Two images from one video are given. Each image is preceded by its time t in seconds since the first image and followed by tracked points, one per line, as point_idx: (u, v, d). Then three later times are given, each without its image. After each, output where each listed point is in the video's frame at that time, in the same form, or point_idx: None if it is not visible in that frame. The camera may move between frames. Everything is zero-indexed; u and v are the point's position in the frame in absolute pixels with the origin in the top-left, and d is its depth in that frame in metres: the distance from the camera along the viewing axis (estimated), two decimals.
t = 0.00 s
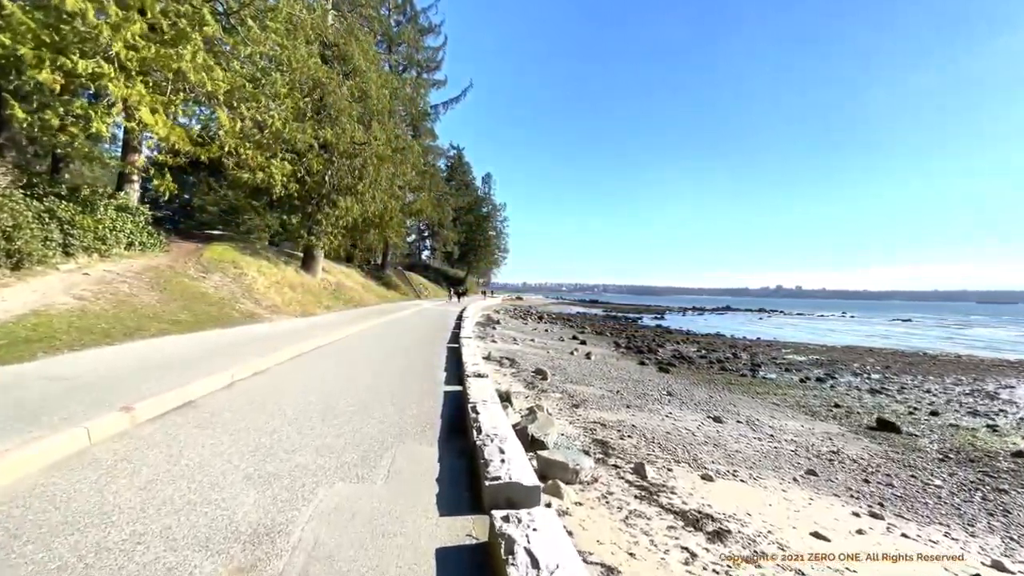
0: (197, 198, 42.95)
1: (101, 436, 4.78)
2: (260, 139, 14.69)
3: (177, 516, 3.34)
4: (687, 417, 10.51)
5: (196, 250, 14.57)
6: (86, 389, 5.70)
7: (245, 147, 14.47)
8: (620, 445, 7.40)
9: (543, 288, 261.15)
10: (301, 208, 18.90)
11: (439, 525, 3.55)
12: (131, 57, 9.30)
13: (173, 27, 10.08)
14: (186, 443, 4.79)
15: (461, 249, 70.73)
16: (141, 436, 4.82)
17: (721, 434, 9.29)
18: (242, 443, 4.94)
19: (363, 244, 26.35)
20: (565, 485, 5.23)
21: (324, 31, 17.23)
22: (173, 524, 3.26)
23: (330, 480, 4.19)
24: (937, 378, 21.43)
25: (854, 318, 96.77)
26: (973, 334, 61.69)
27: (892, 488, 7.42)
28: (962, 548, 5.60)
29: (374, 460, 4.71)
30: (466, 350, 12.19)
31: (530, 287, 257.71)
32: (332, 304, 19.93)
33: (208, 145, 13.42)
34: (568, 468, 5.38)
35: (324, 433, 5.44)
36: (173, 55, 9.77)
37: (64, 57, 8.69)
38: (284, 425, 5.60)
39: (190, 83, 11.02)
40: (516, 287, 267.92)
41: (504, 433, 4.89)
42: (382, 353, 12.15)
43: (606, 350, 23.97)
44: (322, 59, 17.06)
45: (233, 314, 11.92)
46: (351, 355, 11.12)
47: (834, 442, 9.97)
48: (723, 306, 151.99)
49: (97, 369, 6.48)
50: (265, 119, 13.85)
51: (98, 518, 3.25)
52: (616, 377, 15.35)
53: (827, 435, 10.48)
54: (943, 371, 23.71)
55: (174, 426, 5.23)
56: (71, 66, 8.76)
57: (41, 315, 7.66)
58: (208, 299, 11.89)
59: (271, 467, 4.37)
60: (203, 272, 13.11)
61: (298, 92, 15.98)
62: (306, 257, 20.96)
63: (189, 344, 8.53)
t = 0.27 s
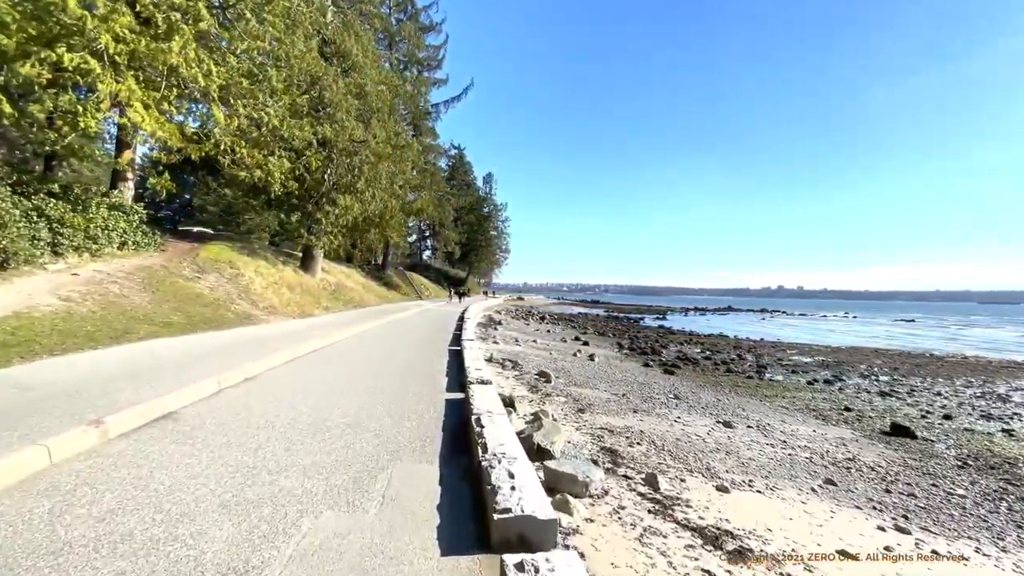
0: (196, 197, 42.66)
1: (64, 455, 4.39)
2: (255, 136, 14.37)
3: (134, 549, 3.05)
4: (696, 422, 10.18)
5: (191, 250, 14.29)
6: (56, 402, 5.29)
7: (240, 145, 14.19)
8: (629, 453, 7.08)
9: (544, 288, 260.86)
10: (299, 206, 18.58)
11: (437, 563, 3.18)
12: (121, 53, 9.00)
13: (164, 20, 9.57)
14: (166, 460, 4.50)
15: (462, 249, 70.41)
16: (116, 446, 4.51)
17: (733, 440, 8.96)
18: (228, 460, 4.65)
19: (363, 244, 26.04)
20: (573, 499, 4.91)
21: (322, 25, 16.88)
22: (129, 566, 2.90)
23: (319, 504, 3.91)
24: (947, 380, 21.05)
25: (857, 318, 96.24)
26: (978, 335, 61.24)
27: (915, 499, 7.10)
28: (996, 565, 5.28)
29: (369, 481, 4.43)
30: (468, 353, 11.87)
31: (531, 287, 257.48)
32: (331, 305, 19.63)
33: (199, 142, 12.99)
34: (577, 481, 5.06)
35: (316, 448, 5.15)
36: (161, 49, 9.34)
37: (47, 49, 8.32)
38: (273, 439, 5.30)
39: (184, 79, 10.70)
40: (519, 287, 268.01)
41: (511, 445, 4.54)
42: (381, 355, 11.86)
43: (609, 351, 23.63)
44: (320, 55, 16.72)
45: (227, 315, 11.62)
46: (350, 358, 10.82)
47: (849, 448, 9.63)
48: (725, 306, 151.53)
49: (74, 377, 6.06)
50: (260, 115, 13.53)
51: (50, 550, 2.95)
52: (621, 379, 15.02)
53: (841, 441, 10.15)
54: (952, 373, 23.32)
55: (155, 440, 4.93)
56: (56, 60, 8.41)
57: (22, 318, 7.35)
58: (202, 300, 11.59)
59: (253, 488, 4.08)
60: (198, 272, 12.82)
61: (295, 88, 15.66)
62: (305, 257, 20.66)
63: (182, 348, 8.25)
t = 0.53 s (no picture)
0: (197, 198, 42.50)
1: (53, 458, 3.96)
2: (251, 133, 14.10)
3: (97, 548, 2.68)
4: (703, 426, 9.89)
5: (187, 249, 14.04)
6: (26, 403, 4.89)
7: (234, 139, 13.93)
8: (637, 460, 6.78)
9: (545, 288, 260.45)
10: (297, 205, 18.34)
11: None
12: (110, 48, 8.75)
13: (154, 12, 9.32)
14: (148, 449, 4.17)
15: (463, 250, 70.16)
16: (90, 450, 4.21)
17: (743, 445, 8.67)
18: (214, 446, 4.31)
19: (363, 244, 25.77)
20: (581, 512, 4.62)
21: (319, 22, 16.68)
22: (82, 564, 2.55)
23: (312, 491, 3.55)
24: (955, 382, 20.70)
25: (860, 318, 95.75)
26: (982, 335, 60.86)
27: (936, 509, 6.81)
28: None
29: (369, 466, 4.08)
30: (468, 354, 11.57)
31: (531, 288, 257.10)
32: (330, 305, 19.36)
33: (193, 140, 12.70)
34: (585, 492, 4.78)
35: (310, 432, 4.79)
36: (152, 43, 9.08)
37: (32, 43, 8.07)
38: (265, 425, 4.95)
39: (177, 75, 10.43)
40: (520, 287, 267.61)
41: (516, 454, 4.21)
42: (380, 356, 11.57)
43: (612, 352, 23.31)
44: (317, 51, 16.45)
45: (221, 316, 11.35)
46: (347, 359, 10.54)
47: (862, 454, 9.33)
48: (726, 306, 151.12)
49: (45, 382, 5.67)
50: (256, 111, 13.30)
51: None
52: (624, 381, 14.73)
53: (853, 446, 9.86)
54: (960, 375, 22.97)
55: (137, 433, 4.60)
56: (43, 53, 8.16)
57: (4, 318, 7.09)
58: (195, 300, 11.32)
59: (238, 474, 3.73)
60: (192, 271, 12.56)
61: (291, 85, 15.39)
62: (304, 257, 20.39)
63: (173, 350, 7.97)
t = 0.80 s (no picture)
0: (196, 197, 42.29)
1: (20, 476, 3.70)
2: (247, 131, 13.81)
3: None
4: (713, 432, 9.57)
5: (181, 248, 13.76)
6: None
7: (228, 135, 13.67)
8: (647, 470, 6.47)
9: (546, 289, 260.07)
10: (295, 205, 18.04)
11: None
12: (99, 41, 8.47)
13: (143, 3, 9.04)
14: (122, 471, 3.86)
15: (464, 250, 69.86)
16: (53, 469, 3.90)
17: (755, 452, 8.35)
18: (191, 466, 4.00)
19: (362, 244, 25.48)
20: (592, 531, 4.31)
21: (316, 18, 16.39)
22: None
23: (293, 519, 3.24)
24: (965, 385, 20.35)
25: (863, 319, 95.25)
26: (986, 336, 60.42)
27: (962, 522, 6.49)
28: None
29: (359, 490, 3.76)
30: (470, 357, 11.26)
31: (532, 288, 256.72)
32: (329, 306, 19.05)
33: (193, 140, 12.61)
34: (596, 510, 4.46)
35: (298, 450, 4.48)
36: (142, 35, 8.80)
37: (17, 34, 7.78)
38: (250, 441, 4.64)
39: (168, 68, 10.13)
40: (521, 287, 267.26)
41: (528, 482, 3.81)
42: (378, 360, 11.25)
43: (615, 353, 22.99)
44: (315, 47, 16.17)
45: (214, 318, 11.05)
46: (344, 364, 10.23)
47: (878, 461, 9.01)
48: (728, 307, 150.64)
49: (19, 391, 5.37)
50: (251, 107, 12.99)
51: None
52: (629, 383, 14.40)
53: (868, 453, 9.53)
54: (969, 377, 22.62)
55: (111, 450, 4.30)
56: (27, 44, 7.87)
57: None
58: (187, 301, 11.04)
59: (215, 502, 3.41)
60: (186, 271, 12.27)
61: (288, 81, 15.09)
62: (302, 257, 20.09)
63: (161, 355, 7.70)
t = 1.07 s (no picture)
0: (196, 197, 42.15)
1: None
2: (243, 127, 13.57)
3: None
4: (723, 436, 9.29)
5: (177, 247, 13.53)
6: None
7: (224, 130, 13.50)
8: (658, 478, 6.18)
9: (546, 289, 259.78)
10: (294, 204, 17.79)
11: None
12: (88, 31, 8.22)
13: None
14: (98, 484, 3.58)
15: (465, 250, 69.59)
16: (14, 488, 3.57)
17: (768, 458, 8.07)
18: (169, 484, 3.74)
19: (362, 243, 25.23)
20: (605, 548, 4.02)
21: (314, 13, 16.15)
22: None
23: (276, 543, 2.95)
24: (974, 386, 20.02)
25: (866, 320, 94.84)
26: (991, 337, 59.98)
27: (988, 533, 6.22)
28: None
29: (352, 514, 3.47)
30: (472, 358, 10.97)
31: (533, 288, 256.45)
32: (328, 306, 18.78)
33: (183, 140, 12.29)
34: (609, 525, 4.17)
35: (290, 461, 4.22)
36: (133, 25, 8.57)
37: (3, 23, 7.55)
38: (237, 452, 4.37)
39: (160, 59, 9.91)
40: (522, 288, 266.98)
41: (543, 508, 3.49)
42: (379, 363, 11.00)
43: (618, 354, 22.69)
44: (313, 43, 15.95)
45: (208, 319, 10.79)
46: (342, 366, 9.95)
47: (894, 467, 8.73)
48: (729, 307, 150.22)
49: None
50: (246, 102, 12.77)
51: None
52: (634, 385, 14.10)
53: (883, 458, 9.25)
54: (978, 378, 22.27)
55: (88, 463, 4.05)
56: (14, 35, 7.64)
57: None
58: (181, 301, 10.78)
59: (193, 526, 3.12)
60: (181, 271, 12.02)
61: (285, 76, 14.85)
62: (301, 256, 19.84)
63: (149, 357, 7.43)
